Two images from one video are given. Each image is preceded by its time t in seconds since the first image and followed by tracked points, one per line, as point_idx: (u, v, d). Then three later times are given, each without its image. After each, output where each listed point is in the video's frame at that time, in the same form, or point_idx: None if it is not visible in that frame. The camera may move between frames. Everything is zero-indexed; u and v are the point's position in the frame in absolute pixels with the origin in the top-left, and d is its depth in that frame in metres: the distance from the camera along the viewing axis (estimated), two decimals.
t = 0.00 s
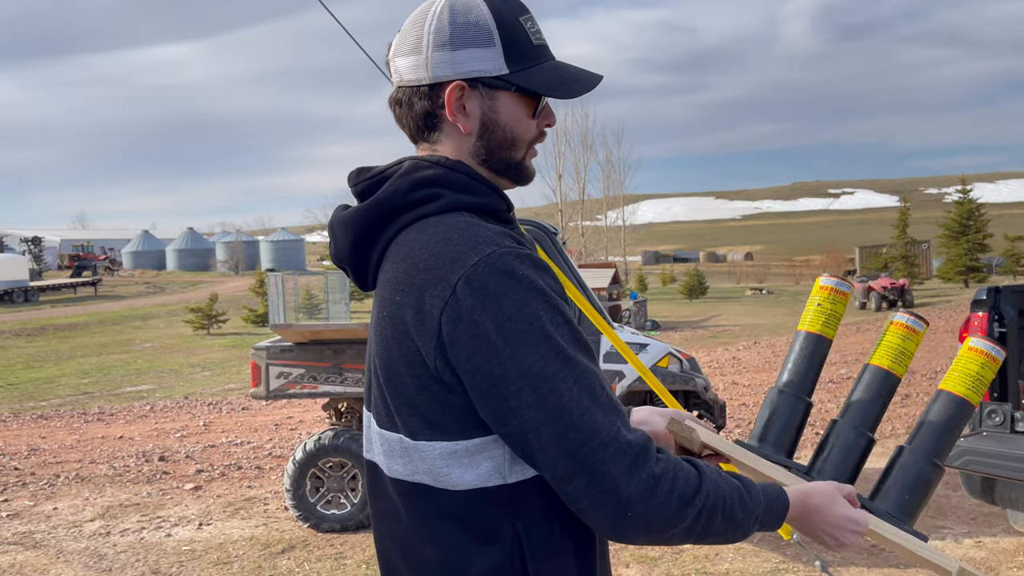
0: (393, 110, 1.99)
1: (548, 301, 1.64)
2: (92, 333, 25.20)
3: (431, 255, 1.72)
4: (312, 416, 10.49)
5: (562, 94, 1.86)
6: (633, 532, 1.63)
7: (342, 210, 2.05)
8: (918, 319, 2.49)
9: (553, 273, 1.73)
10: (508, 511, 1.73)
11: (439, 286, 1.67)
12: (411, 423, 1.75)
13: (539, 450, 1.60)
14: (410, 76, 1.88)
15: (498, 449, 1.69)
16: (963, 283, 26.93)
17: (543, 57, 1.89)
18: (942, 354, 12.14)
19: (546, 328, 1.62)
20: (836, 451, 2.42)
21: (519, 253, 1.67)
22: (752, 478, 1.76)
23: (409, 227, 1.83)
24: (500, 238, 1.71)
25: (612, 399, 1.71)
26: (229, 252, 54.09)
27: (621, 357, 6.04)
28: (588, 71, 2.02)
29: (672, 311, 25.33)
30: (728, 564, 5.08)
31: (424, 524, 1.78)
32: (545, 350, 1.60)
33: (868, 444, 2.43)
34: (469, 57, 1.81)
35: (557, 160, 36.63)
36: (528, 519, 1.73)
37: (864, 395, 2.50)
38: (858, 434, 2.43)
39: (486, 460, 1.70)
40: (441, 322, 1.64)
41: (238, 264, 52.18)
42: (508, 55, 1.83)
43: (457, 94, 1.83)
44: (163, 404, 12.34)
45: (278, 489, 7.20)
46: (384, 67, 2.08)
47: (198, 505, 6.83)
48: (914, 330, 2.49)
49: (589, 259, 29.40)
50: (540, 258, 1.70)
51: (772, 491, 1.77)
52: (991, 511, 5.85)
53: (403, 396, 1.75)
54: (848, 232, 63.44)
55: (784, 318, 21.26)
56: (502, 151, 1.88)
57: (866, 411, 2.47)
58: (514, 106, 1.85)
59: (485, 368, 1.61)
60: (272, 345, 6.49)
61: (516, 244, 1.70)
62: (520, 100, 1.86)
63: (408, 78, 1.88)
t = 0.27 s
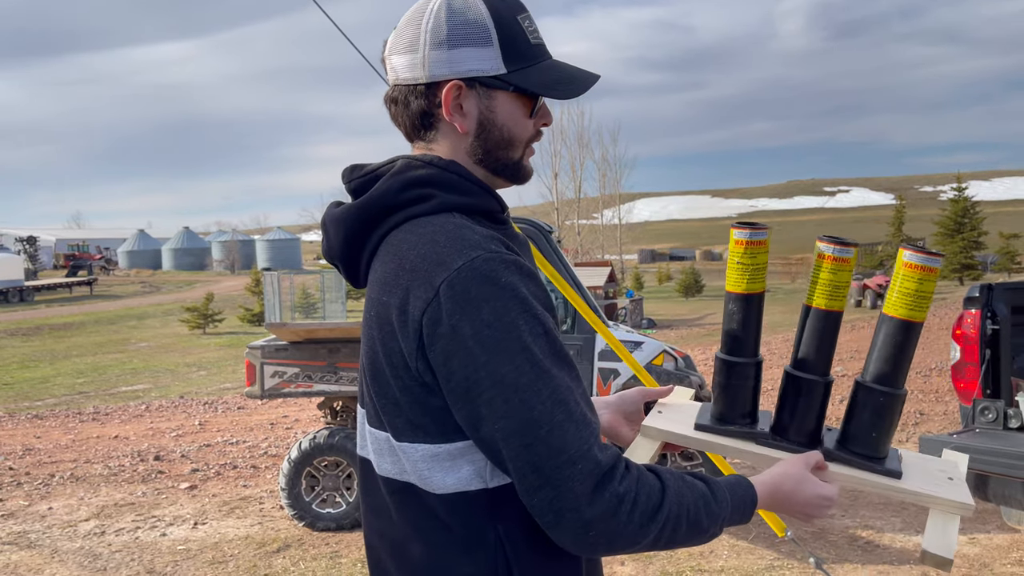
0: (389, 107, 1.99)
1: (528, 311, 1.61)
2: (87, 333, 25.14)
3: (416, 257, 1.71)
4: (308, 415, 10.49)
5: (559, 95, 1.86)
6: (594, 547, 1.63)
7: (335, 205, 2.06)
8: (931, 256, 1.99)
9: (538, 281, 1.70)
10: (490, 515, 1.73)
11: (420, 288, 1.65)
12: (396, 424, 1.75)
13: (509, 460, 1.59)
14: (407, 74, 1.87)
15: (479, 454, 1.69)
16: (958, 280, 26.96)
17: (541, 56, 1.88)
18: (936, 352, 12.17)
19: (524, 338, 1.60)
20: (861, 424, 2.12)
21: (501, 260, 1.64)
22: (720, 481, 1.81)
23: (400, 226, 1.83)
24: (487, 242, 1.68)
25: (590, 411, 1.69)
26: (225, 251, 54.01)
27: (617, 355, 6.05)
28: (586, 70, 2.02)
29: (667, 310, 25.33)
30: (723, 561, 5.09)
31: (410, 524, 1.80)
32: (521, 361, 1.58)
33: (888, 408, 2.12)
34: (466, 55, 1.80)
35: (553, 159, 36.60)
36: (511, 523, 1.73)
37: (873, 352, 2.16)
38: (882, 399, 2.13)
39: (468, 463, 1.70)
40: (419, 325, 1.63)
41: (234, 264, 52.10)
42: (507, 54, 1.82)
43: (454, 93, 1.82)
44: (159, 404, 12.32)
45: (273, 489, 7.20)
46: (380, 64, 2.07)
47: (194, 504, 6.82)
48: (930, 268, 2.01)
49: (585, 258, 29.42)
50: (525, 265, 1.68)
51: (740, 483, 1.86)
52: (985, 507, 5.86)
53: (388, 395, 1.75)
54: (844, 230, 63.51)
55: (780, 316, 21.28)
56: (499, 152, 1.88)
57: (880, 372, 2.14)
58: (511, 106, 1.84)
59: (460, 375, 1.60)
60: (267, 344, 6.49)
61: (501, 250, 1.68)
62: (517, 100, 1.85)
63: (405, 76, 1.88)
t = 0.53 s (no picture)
0: (381, 106, 1.99)
1: (510, 320, 1.61)
2: (83, 332, 25.07)
3: (399, 262, 1.71)
4: (303, 414, 10.48)
5: (552, 102, 1.85)
6: (570, 556, 1.63)
7: (324, 204, 2.06)
8: (813, 214, 1.94)
9: (523, 288, 1.69)
10: (470, 520, 1.73)
11: (402, 294, 1.65)
12: (379, 427, 1.76)
13: (487, 468, 1.60)
14: (398, 75, 1.87)
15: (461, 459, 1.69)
16: (953, 278, 27.03)
17: (535, 61, 1.87)
18: (931, 349, 12.21)
19: (504, 348, 1.59)
20: (822, 390, 2.09)
21: (485, 267, 1.64)
22: (695, 481, 1.80)
23: (387, 229, 1.82)
24: (471, 249, 1.68)
25: (571, 419, 1.68)
26: (220, 250, 53.93)
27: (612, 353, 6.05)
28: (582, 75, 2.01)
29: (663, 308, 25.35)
30: (718, 559, 5.10)
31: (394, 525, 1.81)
32: (500, 371, 1.58)
33: (840, 365, 2.08)
34: (457, 60, 1.80)
35: (549, 158, 36.61)
36: (491, 528, 1.74)
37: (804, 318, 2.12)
38: (833, 358, 2.09)
39: (450, 468, 1.71)
40: (399, 332, 1.63)
41: (229, 263, 52.01)
42: (499, 60, 1.81)
43: (444, 96, 1.82)
44: (154, 403, 12.30)
45: (269, 488, 7.20)
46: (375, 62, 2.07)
47: (189, 503, 6.81)
48: (820, 226, 1.95)
49: (581, 256, 29.42)
50: (510, 272, 1.67)
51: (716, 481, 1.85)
52: (978, 505, 5.88)
53: (371, 399, 1.76)
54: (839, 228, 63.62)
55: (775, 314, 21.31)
56: (489, 156, 1.87)
57: (817, 334, 2.10)
58: (502, 110, 1.84)
59: (438, 384, 1.60)
60: (262, 344, 6.48)
61: (485, 256, 1.67)
62: (509, 105, 1.85)
63: (396, 76, 1.88)
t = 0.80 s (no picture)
0: (377, 109, 1.99)
1: (502, 324, 1.61)
2: (79, 332, 25.01)
3: (392, 262, 1.71)
4: (300, 413, 10.48)
5: (548, 98, 1.85)
6: (555, 560, 1.64)
7: (320, 202, 2.06)
8: (765, 177, 2.00)
9: (516, 291, 1.69)
10: (463, 522, 1.74)
11: (394, 296, 1.65)
12: (370, 427, 1.76)
13: (476, 471, 1.60)
14: (393, 79, 1.87)
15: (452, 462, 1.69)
16: (949, 277, 27.07)
17: (529, 57, 1.87)
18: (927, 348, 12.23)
19: (496, 352, 1.60)
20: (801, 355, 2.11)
21: (478, 270, 1.64)
22: (677, 466, 1.79)
23: (380, 228, 1.83)
24: (465, 251, 1.68)
25: (563, 423, 1.68)
26: (217, 250, 53.86)
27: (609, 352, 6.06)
28: (577, 67, 2.00)
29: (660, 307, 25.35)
30: (715, 558, 5.11)
31: (388, 527, 1.81)
32: (490, 374, 1.58)
33: (813, 326, 2.12)
34: (451, 59, 1.80)
35: (546, 157, 36.61)
36: (483, 529, 1.74)
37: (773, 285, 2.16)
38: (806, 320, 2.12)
39: (442, 470, 1.71)
40: (392, 333, 1.64)
41: (226, 262, 51.93)
42: (492, 59, 1.81)
43: (440, 97, 1.82)
44: (150, 403, 12.28)
45: (266, 487, 7.20)
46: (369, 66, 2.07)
47: (186, 503, 6.80)
48: (773, 188, 2.01)
49: (578, 255, 29.41)
50: (503, 275, 1.67)
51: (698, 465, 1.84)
52: (974, 503, 5.90)
53: (363, 400, 1.76)
54: (836, 228, 63.71)
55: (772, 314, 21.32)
56: (487, 156, 1.88)
57: (787, 299, 2.14)
58: (498, 109, 1.84)
59: (430, 386, 1.60)
60: (259, 343, 6.48)
61: (479, 259, 1.67)
62: (505, 102, 1.85)
63: (390, 81, 1.88)
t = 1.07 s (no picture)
0: (381, 111, 2.00)
1: (519, 308, 1.61)
2: (77, 332, 25.00)
3: (403, 258, 1.71)
4: (299, 413, 10.48)
5: (551, 90, 1.85)
6: (605, 537, 1.63)
7: (323, 201, 2.06)
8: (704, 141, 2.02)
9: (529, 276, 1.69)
10: (475, 515, 1.73)
11: (410, 291, 1.66)
12: (383, 425, 1.76)
13: (509, 460, 1.60)
14: (396, 80, 1.88)
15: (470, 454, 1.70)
16: (947, 278, 27.10)
17: (530, 51, 1.87)
18: (925, 348, 12.25)
19: (515, 338, 1.59)
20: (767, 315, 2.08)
21: (492, 259, 1.64)
22: (721, 423, 1.77)
23: (388, 225, 1.83)
24: (475, 242, 1.69)
25: (590, 400, 1.68)
26: (216, 250, 53.84)
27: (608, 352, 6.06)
28: (579, 60, 2.01)
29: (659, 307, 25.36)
30: (714, 557, 5.12)
31: (394, 524, 1.81)
32: (513, 360, 1.58)
33: (777, 281, 2.07)
34: (452, 56, 1.81)
35: (545, 157, 36.61)
36: (497, 523, 1.73)
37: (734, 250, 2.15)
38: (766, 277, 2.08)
39: (457, 464, 1.71)
40: (411, 329, 1.64)
41: (224, 262, 51.90)
42: (495, 54, 1.82)
43: (443, 96, 1.83)
44: (149, 403, 12.28)
45: (265, 487, 7.20)
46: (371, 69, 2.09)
47: (185, 503, 6.81)
48: (714, 152, 2.03)
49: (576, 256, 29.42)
50: (515, 262, 1.67)
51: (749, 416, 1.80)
52: (973, 503, 5.91)
53: (378, 398, 1.76)
54: (834, 228, 63.76)
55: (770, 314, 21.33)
56: (493, 151, 1.88)
57: (748, 258, 2.11)
58: (501, 104, 1.84)
59: (453, 379, 1.60)
60: (258, 343, 6.48)
61: (490, 248, 1.68)
62: (508, 97, 1.85)
63: (394, 82, 1.89)
